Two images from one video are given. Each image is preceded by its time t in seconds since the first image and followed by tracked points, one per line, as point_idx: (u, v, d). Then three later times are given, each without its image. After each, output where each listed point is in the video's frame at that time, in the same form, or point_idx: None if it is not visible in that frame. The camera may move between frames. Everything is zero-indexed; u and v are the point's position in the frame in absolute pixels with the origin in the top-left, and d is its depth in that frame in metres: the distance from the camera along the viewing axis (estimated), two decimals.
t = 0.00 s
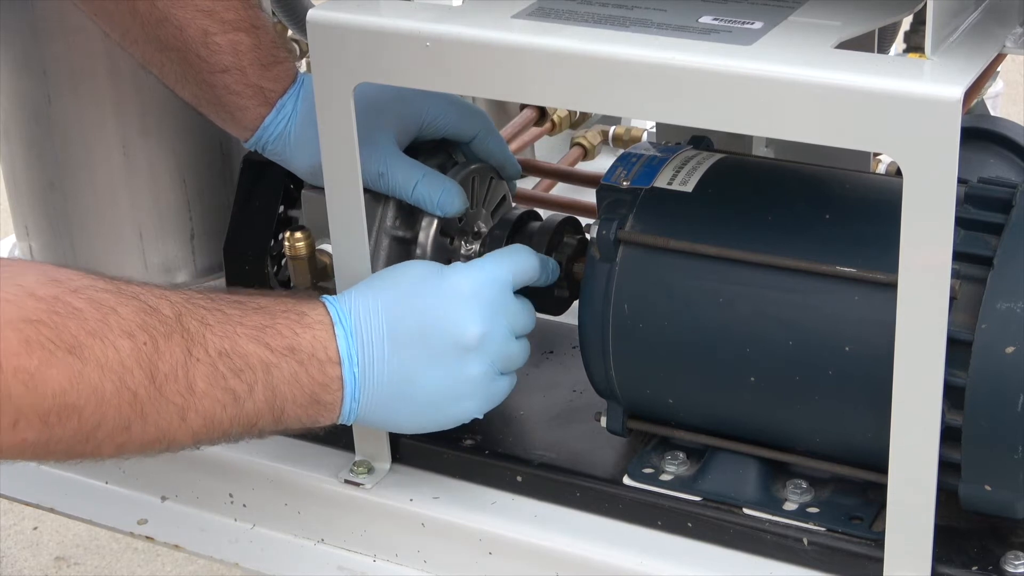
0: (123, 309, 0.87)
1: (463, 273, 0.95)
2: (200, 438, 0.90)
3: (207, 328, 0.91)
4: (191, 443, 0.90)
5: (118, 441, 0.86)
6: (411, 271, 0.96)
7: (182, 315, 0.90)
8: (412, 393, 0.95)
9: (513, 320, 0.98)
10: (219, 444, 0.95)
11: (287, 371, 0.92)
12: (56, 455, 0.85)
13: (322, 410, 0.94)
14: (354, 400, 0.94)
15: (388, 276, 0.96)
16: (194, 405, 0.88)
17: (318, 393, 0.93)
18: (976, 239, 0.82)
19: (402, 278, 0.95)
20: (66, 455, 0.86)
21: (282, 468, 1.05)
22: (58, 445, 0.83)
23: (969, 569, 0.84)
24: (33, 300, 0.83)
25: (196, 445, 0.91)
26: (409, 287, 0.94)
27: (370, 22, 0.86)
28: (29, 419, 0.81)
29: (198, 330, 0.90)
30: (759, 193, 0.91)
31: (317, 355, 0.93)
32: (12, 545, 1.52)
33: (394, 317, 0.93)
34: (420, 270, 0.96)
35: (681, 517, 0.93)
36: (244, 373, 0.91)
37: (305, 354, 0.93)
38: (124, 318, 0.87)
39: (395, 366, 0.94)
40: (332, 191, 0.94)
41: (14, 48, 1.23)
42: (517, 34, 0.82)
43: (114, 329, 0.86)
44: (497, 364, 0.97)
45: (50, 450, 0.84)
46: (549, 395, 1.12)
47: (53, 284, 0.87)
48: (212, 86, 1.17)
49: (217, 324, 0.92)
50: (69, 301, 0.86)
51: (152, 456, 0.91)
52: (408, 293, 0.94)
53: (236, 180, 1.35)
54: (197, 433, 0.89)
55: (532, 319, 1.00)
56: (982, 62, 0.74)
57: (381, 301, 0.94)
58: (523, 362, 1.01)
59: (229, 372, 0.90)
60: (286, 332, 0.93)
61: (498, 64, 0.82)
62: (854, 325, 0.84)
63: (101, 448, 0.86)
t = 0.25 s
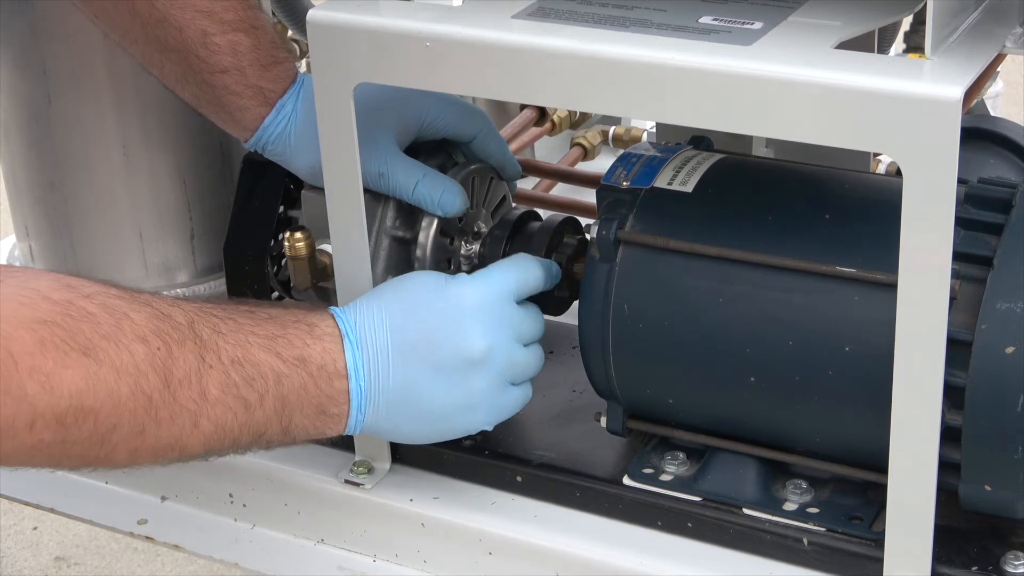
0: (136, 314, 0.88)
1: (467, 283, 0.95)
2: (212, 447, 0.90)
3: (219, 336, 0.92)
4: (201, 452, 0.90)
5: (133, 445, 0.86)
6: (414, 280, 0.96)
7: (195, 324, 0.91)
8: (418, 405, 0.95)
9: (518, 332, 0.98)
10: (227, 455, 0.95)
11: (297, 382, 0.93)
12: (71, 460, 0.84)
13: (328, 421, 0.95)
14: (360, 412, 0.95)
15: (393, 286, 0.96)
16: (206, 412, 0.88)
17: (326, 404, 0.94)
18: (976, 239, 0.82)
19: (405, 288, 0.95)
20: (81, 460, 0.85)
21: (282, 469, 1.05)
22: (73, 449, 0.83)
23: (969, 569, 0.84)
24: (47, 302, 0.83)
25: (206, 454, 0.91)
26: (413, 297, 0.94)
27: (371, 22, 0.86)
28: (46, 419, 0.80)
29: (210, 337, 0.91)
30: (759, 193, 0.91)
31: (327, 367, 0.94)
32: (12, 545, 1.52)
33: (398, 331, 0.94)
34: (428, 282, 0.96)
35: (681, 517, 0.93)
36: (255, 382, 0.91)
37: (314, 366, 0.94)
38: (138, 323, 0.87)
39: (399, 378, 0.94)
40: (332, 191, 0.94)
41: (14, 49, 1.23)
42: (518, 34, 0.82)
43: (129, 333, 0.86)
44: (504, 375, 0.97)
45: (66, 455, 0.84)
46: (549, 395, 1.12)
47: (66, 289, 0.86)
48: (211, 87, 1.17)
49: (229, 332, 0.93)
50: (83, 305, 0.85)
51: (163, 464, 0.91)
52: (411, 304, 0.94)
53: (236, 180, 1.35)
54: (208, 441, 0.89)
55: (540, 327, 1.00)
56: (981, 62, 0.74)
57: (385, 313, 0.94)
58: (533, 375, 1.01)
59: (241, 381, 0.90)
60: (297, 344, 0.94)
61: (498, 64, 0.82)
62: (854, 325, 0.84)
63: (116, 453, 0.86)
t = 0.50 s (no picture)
0: (111, 323, 0.87)
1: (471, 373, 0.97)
2: (172, 451, 0.90)
3: (196, 352, 0.90)
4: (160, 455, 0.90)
5: (94, 449, 0.85)
6: (422, 343, 0.97)
7: (171, 337, 0.90)
8: (376, 447, 0.97)
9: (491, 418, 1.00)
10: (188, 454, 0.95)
11: (266, 405, 0.92)
12: (30, 456, 0.84)
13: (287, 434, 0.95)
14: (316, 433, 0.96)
15: (405, 336, 0.97)
16: (171, 426, 0.87)
17: (289, 426, 0.94)
18: (976, 239, 0.82)
19: (413, 347, 0.96)
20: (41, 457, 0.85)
21: (282, 468, 1.05)
22: (33, 449, 0.83)
23: (969, 569, 0.84)
24: (18, 309, 0.83)
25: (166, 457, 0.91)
26: (419, 364, 0.96)
27: (370, 22, 0.86)
28: (8, 426, 0.80)
29: (187, 353, 0.89)
30: (759, 193, 0.91)
31: (301, 395, 0.93)
32: (12, 545, 1.52)
33: (392, 379, 0.95)
34: (438, 353, 0.97)
35: (681, 517, 0.93)
36: (225, 402, 0.90)
37: (287, 393, 0.92)
38: (112, 334, 0.86)
39: (376, 423, 0.96)
40: (332, 191, 0.95)
41: (13, 49, 1.23)
42: (517, 34, 0.82)
43: (101, 344, 0.85)
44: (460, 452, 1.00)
45: (23, 451, 0.83)
46: (549, 395, 1.12)
47: (41, 293, 0.86)
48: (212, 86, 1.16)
49: (206, 349, 0.91)
50: (57, 311, 0.85)
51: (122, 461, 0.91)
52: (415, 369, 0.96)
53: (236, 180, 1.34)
54: (168, 447, 0.89)
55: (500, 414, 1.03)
56: (981, 62, 0.74)
57: (390, 369, 0.95)
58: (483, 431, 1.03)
59: (211, 400, 0.89)
60: (274, 369, 0.92)
61: (498, 64, 0.82)
62: (854, 324, 0.84)
63: (74, 454, 0.85)
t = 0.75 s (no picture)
0: (99, 339, 0.84)
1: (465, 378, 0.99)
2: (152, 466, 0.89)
3: (186, 373, 0.89)
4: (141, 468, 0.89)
5: (76, 465, 0.84)
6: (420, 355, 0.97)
7: (160, 358, 0.88)
8: (373, 457, 0.98)
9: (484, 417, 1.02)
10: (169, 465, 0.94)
11: (255, 429, 0.91)
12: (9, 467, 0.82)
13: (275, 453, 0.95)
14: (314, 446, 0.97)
15: (404, 351, 0.97)
16: (156, 446, 0.86)
17: (277, 447, 0.93)
18: (976, 239, 0.82)
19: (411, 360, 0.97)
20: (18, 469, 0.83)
21: (282, 469, 1.05)
22: (12, 462, 0.81)
23: (969, 569, 0.84)
24: (8, 321, 0.80)
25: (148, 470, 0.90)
26: (418, 376, 0.97)
27: (370, 22, 0.86)
28: None
29: (176, 375, 0.88)
30: (759, 193, 0.91)
31: (293, 419, 0.93)
32: (12, 545, 1.52)
33: (392, 396, 0.96)
34: (433, 368, 0.98)
35: (681, 517, 0.93)
36: (212, 424, 0.89)
37: (279, 419, 0.92)
38: (99, 351, 0.84)
39: (375, 437, 0.96)
40: (332, 191, 0.95)
41: (14, 49, 1.24)
42: (518, 34, 0.82)
43: (89, 362, 0.83)
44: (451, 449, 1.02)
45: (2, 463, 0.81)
46: (549, 395, 1.12)
47: (29, 305, 0.83)
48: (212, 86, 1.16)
49: (196, 370, 0.89)
50: (46, 325, 0.82)
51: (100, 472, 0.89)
52: (413, 382, 0.97)
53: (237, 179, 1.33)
54: (151, 463, 0.88)
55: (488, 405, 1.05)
56: (982, 62, 0.74)
57: (390, 384, 0.96)
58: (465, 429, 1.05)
59: (198, 423, 0.88)
60: (266, 396, 0.92)
61: (498, 64, 0.82)
62: (854, 324, 0.84)
63: (55, 468, 0.84)
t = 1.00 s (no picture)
0: (151, 346, 0.84)
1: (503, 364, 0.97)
2: (212, 483, 0.88)
3: (234, 377, 0.90)
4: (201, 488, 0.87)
5: (134, 477, 0.82)
6: (452, 351, 0.97)
7: (209, 363, 0.88)
8: (431, 471, 0.94)
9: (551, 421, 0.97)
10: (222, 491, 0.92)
11: (310, 430, 0.91)
12: (66, 485, 0.80)
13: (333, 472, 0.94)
14: (369, 468, 0.94)
15: (439, 349, 0.97)
16: (214, 454, 0.85)
17: (335, 456, 0.93)
18: (976, 239, 0.82)
19: (440, 356, 0.97)
20: (77, 486, 0.81)
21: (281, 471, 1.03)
22: (71, 475, 0.79)
23: (969, 569, 0.84)
24: (57, 325, 0.79)
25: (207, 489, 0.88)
26: (456, 365, 0.96)
27: (371, 22, 0.86)
28: (47, 443, 0.76)
29: (225, 379, 0.89)
30: (759, 193, 0.91)
31: (343, 420, 0.94)
32: (12, 545, 1.52)
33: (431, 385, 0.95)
34: (468, 357, 0.97)
35: (681, 517, 0.93)
36: (267, 427, 0.89)
37: (331, 417, 0.93)
38: (150, 356, 0.84)
39: (422, 434, 0.95)
40: (332, 191, 0.95)
41: (14, 51, 1.24)
42: (518, 34, 0.81)
43: (140, 366, 0.82)
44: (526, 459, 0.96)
45: (61, 479, 0.79)
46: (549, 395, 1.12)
47: (79, 313, 0.83)
48: (212, 86, 1.16)
49: (245, 375, 0.91)
50: (96, 331, 0.82)
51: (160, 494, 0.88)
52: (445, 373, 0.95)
53: (236, 179, 1.33)
54: (210, 478, 0.87)
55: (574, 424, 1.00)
56: (982, 62, 0.74)
57: (421, 376, 0.95)
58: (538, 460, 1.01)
59: (252, 425, 0.88)
60: (315, 394, 0.93)
61: (498, 64, 0.82)
62: (853, 324, 0.84)
63: (114, 483, 0.82)
